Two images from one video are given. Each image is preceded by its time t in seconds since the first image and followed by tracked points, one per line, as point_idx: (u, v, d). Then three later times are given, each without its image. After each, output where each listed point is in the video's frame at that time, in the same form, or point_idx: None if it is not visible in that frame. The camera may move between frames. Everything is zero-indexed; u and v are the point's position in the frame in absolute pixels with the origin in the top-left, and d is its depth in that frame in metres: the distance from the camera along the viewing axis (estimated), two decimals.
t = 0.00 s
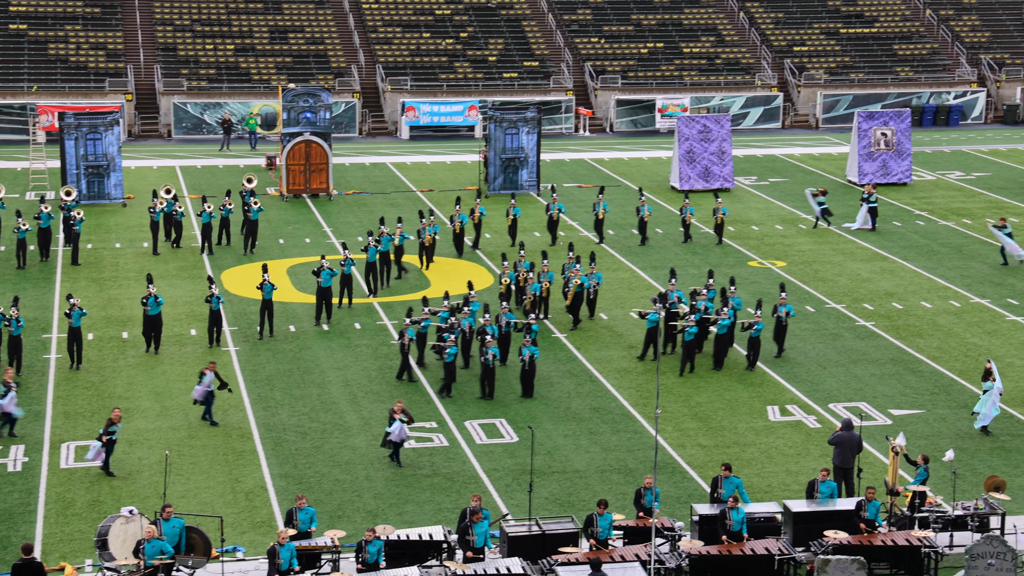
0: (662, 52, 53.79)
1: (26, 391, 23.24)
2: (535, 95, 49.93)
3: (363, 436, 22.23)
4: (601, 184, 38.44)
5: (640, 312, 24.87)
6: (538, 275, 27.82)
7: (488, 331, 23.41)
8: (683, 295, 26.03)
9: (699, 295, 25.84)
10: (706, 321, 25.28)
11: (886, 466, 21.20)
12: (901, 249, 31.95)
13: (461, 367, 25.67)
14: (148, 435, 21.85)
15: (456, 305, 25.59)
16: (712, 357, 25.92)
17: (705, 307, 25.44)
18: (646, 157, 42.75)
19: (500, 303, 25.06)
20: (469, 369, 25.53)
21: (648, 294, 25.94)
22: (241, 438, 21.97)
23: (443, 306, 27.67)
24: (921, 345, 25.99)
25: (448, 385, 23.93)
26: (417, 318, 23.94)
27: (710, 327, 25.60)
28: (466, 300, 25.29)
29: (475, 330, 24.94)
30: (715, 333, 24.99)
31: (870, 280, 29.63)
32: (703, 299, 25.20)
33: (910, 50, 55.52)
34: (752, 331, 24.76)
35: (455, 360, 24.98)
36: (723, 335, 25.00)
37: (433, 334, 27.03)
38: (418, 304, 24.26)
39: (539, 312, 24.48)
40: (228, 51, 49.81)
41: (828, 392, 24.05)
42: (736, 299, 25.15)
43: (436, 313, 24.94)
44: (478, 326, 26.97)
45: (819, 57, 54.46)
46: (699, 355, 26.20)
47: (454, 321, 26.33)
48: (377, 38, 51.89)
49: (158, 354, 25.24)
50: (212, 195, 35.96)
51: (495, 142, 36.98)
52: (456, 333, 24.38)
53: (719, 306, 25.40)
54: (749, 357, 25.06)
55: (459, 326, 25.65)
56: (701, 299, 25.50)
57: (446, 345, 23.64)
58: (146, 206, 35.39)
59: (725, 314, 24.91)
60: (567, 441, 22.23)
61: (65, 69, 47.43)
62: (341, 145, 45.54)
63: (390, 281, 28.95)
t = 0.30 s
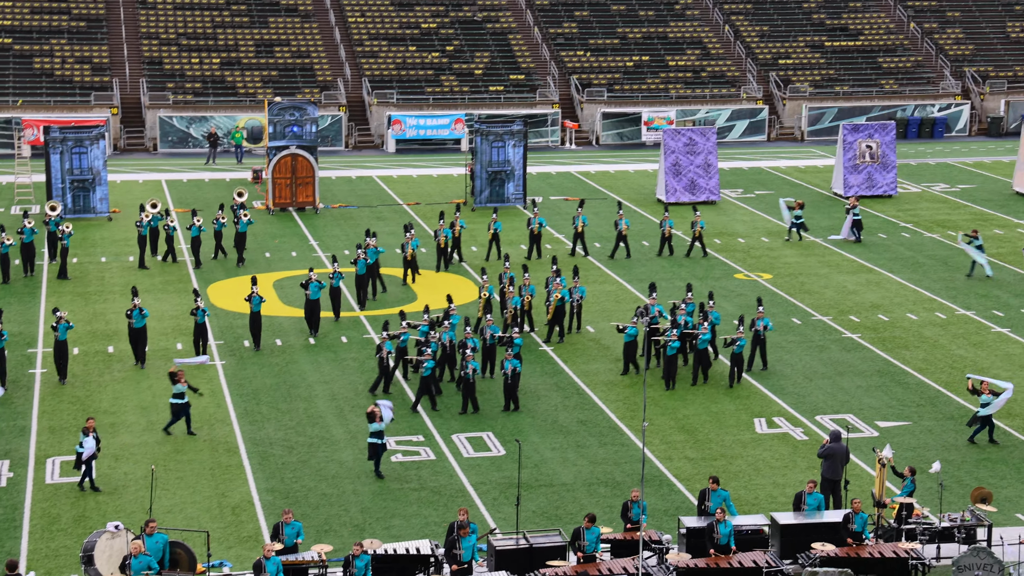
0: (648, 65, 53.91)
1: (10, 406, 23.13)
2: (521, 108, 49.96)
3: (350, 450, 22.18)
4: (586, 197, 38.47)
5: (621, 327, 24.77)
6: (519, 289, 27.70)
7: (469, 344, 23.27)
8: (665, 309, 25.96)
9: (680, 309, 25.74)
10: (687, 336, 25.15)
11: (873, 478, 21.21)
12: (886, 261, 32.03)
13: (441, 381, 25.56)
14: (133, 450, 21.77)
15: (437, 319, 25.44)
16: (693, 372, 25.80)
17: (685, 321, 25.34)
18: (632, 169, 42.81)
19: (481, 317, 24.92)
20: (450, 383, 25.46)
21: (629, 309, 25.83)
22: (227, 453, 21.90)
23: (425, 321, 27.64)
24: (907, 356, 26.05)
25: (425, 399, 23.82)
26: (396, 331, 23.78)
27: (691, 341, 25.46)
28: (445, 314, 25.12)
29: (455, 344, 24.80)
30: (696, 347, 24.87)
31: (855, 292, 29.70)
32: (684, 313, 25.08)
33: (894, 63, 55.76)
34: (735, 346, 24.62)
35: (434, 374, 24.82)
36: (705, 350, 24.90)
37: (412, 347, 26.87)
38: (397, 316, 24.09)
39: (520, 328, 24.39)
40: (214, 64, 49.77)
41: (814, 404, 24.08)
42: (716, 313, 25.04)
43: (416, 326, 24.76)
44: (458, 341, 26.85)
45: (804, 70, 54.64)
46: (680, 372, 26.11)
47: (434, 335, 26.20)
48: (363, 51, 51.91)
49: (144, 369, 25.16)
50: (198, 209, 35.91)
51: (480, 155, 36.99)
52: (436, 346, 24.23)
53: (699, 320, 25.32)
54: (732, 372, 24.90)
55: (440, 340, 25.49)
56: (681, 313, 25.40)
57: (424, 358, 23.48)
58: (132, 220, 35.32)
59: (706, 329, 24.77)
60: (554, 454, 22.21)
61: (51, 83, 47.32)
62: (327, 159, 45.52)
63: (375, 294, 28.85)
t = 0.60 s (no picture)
0: (635, 74, 53.98)
1: None
2: (508, 117, 50.02)
3: (337, 459, 22.16)
4: (573, 205, 38.49)
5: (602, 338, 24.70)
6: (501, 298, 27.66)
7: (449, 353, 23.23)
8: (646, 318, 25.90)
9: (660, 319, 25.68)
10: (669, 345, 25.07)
11: (860, 485, 21.24)
12: (873, 269, 32.10)
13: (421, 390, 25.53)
14: (119, 460, 21.71)
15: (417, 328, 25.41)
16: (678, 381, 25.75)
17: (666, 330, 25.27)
18: (619, 178, 42.87)
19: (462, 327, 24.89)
20: (433, 391, 25.45)
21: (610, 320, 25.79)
22: (214, 462, 21.85)
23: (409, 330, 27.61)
24: (893, 364, 26.11)
25: (402, 408, 23.77)
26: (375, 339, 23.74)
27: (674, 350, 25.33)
28: (425, 324, 25.09)
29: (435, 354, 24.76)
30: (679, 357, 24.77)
31: (842, 300, 29.76)
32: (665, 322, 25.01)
33: (880, 72, 55.94)
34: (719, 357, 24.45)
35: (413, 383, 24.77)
36: (687, 359, 24.81)
37: (392, 357, 26.81)
38: (377, 325, 24.05)
39: (504, 337, 24.36)
40: (201, 73, 49.74)
41: (801, 412, 24.12)
42: (696, 321, 25.00)
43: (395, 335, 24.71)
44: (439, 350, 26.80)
45: (791, 79, 54.76)
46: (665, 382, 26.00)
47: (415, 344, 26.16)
48: (350, 60, 51.92)
49: (131, 378, 25.11)
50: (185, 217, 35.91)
51: (467, 164, 36.98)
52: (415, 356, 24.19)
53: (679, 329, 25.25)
54: (716, 383, 24.79)
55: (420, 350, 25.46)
56: (661, 322, 25.35)
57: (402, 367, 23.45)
58: (118, 229, 35.28)
59: (687, 338, 24.68)
60: (541, 463, 22.21)
61: (36, 91, 47.22)
62: (313, 167, 45.49)
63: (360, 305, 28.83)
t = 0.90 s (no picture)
0: (611, 82, 54.09)
1: None
2: (485, 125, 50.00)
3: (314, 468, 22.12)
4: (550, 213, 38.52)
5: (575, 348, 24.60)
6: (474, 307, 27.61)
7: (420, 363, 23.16)
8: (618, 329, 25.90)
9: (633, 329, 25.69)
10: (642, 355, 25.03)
11: (836, 492, 21.32)
12: (849, 277, 32.24)
13: (392, 399, 25.44)
14: (94, 470, 21.62)
15: (389, 337, 25.31)
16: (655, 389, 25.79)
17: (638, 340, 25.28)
18: (596, 186, 42.94)
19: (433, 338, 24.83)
20: (407, 400, 25.41)
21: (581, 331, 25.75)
22: (190, 472, 21.78)
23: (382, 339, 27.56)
24: (869, 371, 26.23)
25: (371, 418, 23.72)
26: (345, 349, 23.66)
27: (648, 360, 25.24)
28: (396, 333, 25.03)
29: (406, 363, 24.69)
30: (653, 368, 24.85)
31: (818, 307, 29.88)
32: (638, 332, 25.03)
33: (855, 81, 56.22)
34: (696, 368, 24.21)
35: (383, 392, 24.71)
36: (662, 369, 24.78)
37: (364, 365, 26.72)
38: (347, 335, 23.97)
39: (479, 347, 24.34)
40: (177, 82, 49.59)
41: (777, 420, 24.19)
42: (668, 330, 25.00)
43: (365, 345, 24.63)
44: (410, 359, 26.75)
45: (767, 87, 54.97)
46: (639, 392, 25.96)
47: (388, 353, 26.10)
48: (326, 69, 51.84)
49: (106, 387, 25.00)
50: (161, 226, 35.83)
51: (445, 172, 37.06)
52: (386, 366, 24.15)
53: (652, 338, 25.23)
54: (692, 394, 24.69)
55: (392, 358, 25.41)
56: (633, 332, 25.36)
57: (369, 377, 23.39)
58: (93, 238, 35.12)
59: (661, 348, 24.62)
60: (519, 471, 22.22)
61: (10, 100, 46.95)
62: (289, 176, 45.36)
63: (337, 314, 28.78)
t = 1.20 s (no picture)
0: (583, 86, 54.20)
1: None
2: (456, 129, 50.04)
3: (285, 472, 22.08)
4: (522, 217, 38.54)
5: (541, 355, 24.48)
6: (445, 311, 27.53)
7: (385, 368, 23.09)
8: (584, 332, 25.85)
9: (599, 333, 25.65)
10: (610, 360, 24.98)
11: (806, 495, 21.41)
12: (818, 280, 32.40)
13: (358, 404, 25.37)
14: (64, 476, 21.51)
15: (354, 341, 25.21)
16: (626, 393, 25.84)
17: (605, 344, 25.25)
18: (567, 189, 43.00)
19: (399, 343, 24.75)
20: (372, 404, 25.34)
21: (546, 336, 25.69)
22: (160, 477, 21.70)
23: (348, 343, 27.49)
24: (839, 374, 26.36)
25: (332, 423, 23.63)
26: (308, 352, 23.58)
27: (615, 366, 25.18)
28: (362, 337, 24.95)
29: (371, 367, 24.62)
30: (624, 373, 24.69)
31: (789, 310, 30.00)
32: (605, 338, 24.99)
33: (825, 85, 56.50)
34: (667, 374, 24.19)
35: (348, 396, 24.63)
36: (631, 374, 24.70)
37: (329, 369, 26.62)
38: (311, 339, 23.88)
39: (450, 351, 24.33)
40: (146, 85, 49.40)
41: (748, 422, 24.28)
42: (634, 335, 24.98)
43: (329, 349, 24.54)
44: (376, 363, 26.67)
45: (737, 91, 55.24)
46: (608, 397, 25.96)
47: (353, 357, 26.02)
48: (297, 72, 51.74)
49: (76, 393, 24.88)
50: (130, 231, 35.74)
51: (416, 175, 36.91)
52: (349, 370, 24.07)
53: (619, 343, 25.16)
54: (662, 401, 24.61)
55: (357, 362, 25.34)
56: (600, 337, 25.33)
57: (332, 381, 23.32)
58: (63, 243, 34.95)
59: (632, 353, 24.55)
60: (490, 474, 22.23)
61: None
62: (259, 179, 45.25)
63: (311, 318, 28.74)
